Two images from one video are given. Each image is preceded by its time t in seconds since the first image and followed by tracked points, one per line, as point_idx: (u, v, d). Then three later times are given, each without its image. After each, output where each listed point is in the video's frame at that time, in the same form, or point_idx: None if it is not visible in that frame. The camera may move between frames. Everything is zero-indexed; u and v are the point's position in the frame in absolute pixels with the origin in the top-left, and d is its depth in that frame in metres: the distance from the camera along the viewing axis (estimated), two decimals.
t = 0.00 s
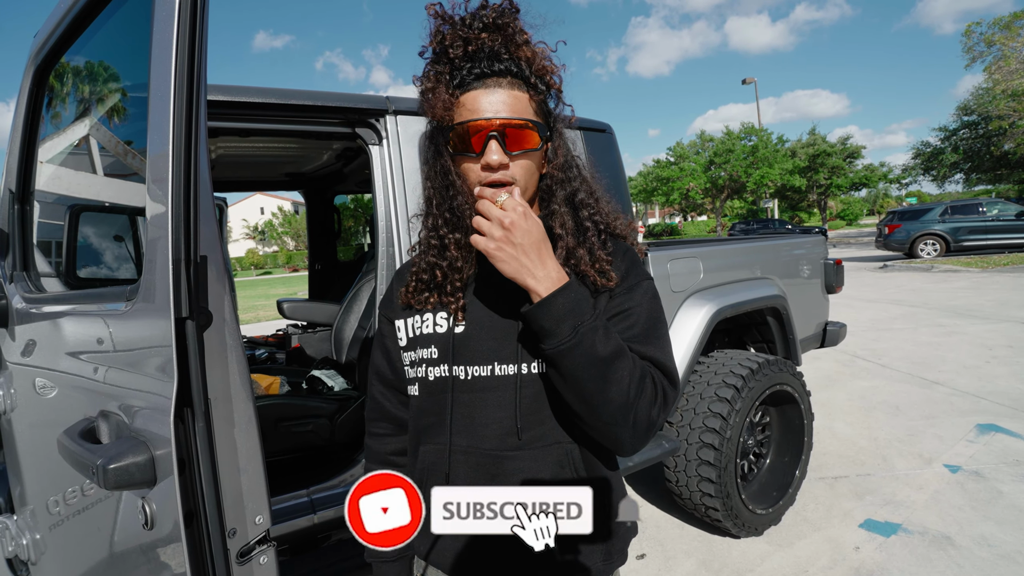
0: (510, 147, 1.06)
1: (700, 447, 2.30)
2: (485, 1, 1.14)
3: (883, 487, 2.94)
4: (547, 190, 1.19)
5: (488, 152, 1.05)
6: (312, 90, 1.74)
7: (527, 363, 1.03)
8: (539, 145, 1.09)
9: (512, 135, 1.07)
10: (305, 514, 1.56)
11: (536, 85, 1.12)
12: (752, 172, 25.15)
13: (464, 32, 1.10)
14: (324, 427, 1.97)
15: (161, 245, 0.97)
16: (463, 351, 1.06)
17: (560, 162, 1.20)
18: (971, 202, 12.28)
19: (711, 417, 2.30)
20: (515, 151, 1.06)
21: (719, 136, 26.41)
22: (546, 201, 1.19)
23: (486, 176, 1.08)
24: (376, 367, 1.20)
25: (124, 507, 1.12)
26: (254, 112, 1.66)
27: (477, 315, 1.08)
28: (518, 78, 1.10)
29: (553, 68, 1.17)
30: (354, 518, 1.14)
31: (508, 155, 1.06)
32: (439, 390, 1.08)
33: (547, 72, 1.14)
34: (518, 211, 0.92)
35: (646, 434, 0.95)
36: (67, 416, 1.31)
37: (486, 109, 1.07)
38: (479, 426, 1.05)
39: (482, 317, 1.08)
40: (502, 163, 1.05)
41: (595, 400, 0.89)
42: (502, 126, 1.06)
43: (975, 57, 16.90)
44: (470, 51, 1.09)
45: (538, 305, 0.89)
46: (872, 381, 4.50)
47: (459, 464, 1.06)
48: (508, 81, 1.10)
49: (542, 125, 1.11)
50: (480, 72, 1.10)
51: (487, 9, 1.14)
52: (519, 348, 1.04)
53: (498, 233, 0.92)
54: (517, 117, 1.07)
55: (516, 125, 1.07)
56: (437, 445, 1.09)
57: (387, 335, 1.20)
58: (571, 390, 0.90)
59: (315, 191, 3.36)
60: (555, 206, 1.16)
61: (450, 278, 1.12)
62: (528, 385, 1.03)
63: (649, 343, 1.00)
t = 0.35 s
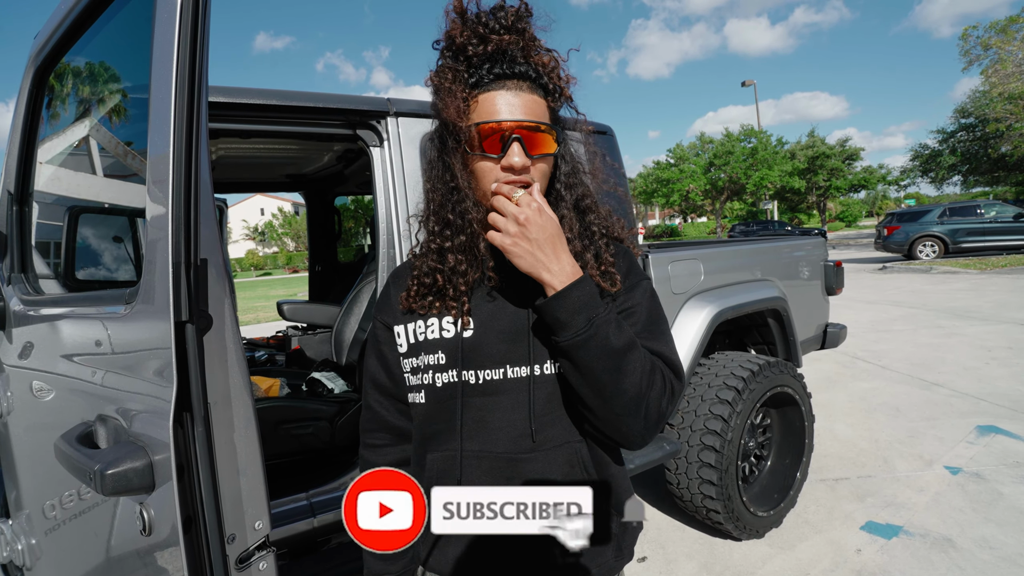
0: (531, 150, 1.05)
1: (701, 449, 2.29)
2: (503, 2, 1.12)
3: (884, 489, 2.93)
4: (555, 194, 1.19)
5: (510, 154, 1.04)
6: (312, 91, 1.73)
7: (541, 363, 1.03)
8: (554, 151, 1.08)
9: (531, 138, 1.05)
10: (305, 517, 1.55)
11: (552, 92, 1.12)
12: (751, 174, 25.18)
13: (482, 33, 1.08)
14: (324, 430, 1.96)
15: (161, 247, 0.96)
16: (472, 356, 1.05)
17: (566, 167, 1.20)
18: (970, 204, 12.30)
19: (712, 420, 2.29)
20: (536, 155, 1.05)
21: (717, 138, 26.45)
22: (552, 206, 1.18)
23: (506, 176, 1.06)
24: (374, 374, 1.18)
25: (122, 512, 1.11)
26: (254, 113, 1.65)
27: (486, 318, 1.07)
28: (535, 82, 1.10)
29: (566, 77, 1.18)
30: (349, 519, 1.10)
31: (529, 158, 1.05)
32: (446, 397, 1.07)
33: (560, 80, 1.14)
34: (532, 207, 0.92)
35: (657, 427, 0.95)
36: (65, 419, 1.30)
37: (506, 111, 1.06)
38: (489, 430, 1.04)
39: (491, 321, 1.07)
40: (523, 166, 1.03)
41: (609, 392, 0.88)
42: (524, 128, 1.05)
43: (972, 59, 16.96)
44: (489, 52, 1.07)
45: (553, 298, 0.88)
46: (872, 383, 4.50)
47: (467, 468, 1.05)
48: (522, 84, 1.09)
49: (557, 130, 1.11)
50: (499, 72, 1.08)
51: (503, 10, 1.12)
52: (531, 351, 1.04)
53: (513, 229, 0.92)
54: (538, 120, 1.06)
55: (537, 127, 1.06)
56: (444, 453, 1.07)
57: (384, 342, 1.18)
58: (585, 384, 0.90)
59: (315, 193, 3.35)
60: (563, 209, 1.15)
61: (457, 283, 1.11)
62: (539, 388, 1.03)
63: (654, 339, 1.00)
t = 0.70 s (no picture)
0: (533, 150, 1.04)
1: (700, 452, 2.29)
2: (490, 7, 1.13)
3: (882, 491, 2.93)
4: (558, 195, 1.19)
5: (513, 154, 1.02)
6: (311, 94, 1.73)
7: (548, 364, 1.03)
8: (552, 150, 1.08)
9: (533, 139, 1.05)
10: (302, 521, 1.54)
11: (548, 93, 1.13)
12: (748, 177, 25.23)
13: (474, 38, 1.08)
14: (322, 433, 1.95)
15: (157, 250, 0.96)
16: (480, 358, 1.05)
17: (568, 168, 1.20)
18: (967, 207, 12.33)
19: (711, 423, 2.29)
20: (538, 155, 1.05)
21: (715, 141, 26.50)
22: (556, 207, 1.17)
23: (509, 178, 1.04)
24: (379, 379, 1.18)
25: (117, 518, 1.11)
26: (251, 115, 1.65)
27: (494, 320, 1.07)
28: (530, 83, 1.10)
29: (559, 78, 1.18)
30: (349, 519, 1.09)
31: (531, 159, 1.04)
32: (454, 399, 1.07)
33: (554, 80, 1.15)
34: (552, 202, 0.89)
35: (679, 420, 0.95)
36: (59, 423, 1.29)
37: (506, 113, 1.06)
38: (496, 433, 1.04)
39: (499, 323, 1.07)
40: (527, 166, 1.02)
41: (636, 388, 0.87)
42: (525, 129, 1.04)
43: (968, 63, 17.04)
44: (483, 57, 1.07)
45: (573, 294, 0.86)
46: (870, 386, 4.50)
47: (474, 470, 1.05)
48: (515, 85, 1.09)
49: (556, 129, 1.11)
50: (495, 77, 1.08)
51: (492, 15, 1.13)
52: (537, 355, 1.04)
53: (534, 224, 0.88)
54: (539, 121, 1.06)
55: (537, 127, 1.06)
56: (453, 456, 1.06)
57: (388, 347, 1.17)
58: (609, 379, 0.88)
59: (313, 195, 3.35)
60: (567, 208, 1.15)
61: (464, 289, 1.10)
62: (547, 389, 1.03)
63: (668, 333, 1.00)
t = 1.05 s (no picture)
0: (508, 157, 1.00)
1: (698, 455, 2.29)
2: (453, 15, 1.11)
3: (880, 495, 2.93)
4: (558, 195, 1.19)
5: (486, 166, 0.99)
6: (308, 97, 1.72)
7: (548, 369, 1.02)
8: (535, 151, 1.01)
9: (508, 144, 1.00)
10: (299, 525, 1.52)
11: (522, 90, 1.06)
12: (746, 180, 25.27)
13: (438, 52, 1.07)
14: (318, 437, 1.94)
15: (150, 252, 0.95)
16: (481, 361, 1.05)
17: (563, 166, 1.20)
18: (964, 210, 12.36)
19: (709, 426, 2.28)
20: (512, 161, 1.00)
21: (713, 144, 26.55)
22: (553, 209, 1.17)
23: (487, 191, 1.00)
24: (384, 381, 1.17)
25: (109, 523, 1.10)
26: (249, 117, 1.64)
27: (494, 322, 1.07)
28: (501, 85, 1.04)
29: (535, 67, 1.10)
30: (349, 519, 1.09)
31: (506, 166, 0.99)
32: (455, 402, 1.06)
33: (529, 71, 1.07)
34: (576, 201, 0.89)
35: (692, 422, 0.94)
36: (53, 427, 1.28)
37: (476, 123, 1.02)
38: (497, 437, 1.03)
39: (499, 325, 1.06)
40: (500, 176, 0.98)
41: (651, 398, 0.85)
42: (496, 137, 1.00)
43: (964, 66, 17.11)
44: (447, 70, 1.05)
45: (582, 302, 0.82)
46: (868, 389, 4.50)
47: (472, 475, 1.04)
48: (492, 91, 1.04)
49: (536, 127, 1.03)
50: (464, 88, 1.05)
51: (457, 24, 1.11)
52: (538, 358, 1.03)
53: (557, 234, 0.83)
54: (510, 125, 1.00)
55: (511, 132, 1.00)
56: (454, 459, 1.06)
57: (396, 349, 1.17)
58: (620, 395, 0.85)
59: (310, 197, 3.34)
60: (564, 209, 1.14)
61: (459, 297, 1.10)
62: (547, 395, 1.01)
63: (674, 334, 0.99)
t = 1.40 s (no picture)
0: (502, 157, 0.99)
1: (704, 462, 2.27)
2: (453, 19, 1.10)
3: (890, 503, 2.90)
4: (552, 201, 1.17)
5: (478, 166, 0.98)
6: (314, 101, 1.73)
7: (543, 377, 1.01)
8: (530, 151, 1.01)
9: (504, 147, 0.99)
10: (302, 529, 1.52)
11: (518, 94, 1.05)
12: (754, 183, 25.15)
13: (436, 55, 1.06)
14: (321, 440, 1.94)
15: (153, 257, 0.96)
16: (475, 368, 1.04)
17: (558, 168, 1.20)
18: (976, 213, 12.23)
19: (715, 432, 2.27)
20: (507, 160, 0.99)
21: (720, 147, 26.43)
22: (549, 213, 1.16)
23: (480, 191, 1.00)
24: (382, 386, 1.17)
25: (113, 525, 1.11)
26: (255, 121, 1.65)
27: (488, 329, 1.06)
28: (498, 88, 1.03)
29: (532, 72, 1.09)
30: (348, 519, 1.06)
31: (499, 166, 0.99)
32: (449, 409, 1.06)
33: (526, 76, 1.06)
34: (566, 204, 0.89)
35: (686, 435, 0.93)
36: (60, 428, 1.29)
37: (472, 124, 1.01)
38: (491, 445, 1.03)
39: (492, 332, 1.06)
40: (494, 176, 0.97)
41: (641, 405, 0.85)
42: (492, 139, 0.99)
43: (977, 70, 16.98)
44: (444, 74, 1.05)
45: (575, 301, 0.83)
46: (878, 394, 4.45)
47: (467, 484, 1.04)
48: (488, 93, 1.04)
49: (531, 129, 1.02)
50: (460, 90, 1.04)
51: (456, 27, 1.10)
52: (531, 365, 1.03)
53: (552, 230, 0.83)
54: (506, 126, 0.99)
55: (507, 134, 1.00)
56: (448, 467, 1.06)
57: (393, 353, 1.17)
58: (611, 397, 0.84)
59: (317, 201, 3.35)
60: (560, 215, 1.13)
61: (452, 301, 1.09)
62: (540, 404, 1.01)
63: (673, 343, 0.98)
